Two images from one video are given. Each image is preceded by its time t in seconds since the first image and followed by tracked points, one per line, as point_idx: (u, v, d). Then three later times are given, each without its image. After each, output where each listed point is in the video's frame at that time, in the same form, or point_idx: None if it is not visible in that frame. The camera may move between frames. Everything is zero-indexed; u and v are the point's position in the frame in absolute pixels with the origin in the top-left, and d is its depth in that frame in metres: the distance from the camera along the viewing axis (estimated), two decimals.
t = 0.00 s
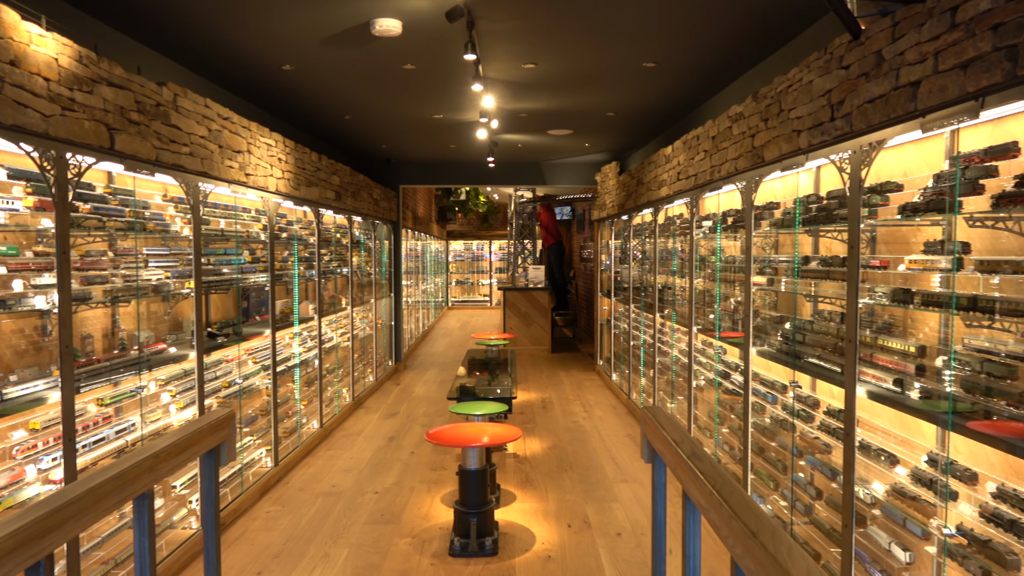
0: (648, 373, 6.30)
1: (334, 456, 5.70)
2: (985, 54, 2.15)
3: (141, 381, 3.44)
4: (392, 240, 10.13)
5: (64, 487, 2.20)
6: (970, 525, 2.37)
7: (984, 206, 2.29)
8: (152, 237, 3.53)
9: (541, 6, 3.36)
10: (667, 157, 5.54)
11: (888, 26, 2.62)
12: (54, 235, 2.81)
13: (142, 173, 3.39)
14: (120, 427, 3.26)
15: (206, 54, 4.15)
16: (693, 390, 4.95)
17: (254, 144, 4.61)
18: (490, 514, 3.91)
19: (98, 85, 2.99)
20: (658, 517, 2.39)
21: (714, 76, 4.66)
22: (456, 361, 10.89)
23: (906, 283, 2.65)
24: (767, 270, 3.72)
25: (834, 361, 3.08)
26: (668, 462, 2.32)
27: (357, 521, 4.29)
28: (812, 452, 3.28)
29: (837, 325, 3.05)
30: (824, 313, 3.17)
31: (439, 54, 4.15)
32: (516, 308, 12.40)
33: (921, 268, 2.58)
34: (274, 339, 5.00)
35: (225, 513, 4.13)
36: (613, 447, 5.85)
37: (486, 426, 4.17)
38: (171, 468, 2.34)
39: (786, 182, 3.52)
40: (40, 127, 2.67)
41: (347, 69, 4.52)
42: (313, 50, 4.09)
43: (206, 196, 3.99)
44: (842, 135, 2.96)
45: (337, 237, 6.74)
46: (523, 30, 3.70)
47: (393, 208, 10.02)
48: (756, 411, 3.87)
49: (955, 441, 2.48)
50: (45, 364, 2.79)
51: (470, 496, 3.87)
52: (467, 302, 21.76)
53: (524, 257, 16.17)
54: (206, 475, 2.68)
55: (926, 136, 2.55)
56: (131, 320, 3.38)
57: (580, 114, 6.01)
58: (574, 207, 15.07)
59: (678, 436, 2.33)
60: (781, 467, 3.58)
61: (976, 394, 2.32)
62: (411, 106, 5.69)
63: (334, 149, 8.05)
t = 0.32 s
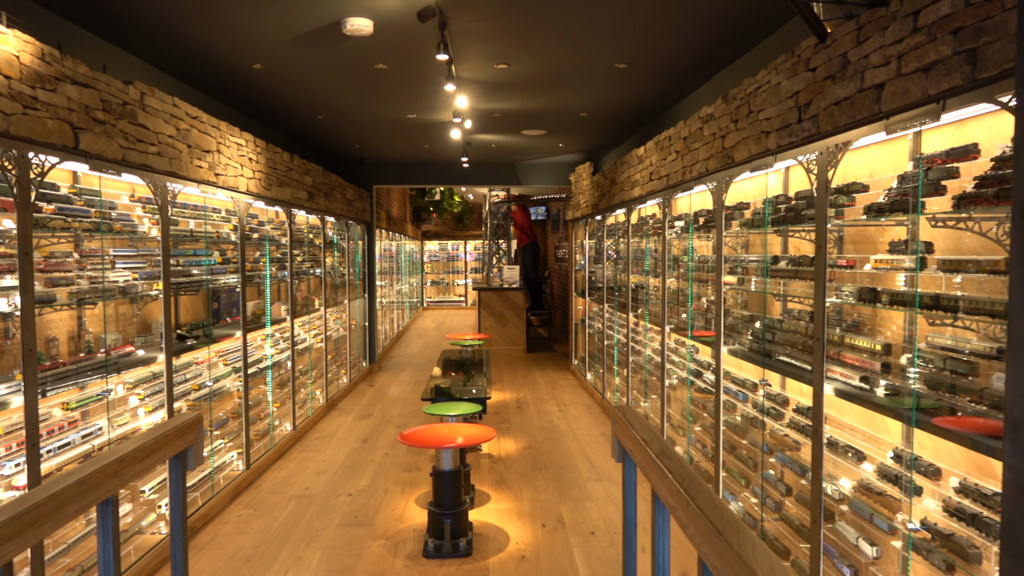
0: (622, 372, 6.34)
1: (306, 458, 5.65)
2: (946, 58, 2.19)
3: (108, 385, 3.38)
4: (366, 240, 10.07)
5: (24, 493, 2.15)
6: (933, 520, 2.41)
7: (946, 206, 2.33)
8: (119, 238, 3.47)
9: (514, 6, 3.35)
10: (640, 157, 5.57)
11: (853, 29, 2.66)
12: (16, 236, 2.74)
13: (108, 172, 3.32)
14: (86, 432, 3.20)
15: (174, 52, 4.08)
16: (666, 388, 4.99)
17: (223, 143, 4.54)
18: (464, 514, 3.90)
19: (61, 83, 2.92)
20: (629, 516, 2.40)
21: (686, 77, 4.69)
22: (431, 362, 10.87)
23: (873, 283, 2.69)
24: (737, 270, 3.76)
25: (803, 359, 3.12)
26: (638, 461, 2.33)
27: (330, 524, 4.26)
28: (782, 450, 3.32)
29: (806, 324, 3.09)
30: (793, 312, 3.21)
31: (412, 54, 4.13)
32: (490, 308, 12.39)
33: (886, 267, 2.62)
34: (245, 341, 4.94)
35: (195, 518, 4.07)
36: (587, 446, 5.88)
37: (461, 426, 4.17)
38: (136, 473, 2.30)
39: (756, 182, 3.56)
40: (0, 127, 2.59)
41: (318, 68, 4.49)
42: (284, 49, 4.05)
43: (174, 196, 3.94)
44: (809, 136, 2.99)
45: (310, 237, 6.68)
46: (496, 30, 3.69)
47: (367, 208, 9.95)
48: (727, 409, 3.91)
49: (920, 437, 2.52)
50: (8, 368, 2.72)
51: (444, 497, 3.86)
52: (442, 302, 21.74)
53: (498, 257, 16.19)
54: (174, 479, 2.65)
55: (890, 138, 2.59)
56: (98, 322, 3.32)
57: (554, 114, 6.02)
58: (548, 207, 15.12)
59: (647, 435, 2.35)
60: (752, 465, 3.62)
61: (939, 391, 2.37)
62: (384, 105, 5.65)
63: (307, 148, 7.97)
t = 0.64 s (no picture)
0: (597, 372, 6.37)
1: (279, 458, 5.60)
2: (914, 63, 2.23)
3: (75, 384, 3.31)
4: (341, 239, 10.00)
5: None
6: (899, 517, 2.45)
7: (913, 209, 2.37)
8: (88, 235, 3.40)
9: (489, 6, 3.35)
10: (615, 158, 5.60)
11: (824, 34, 2.69)
12: None
13: (76, 167, 3.25)
14: (52, 432, 3.13)
15: (146, 46, 4.01)
16: (640, 388, 5.02)
17: (195, 139, 4.48)
18: (438, 514, 3.89)
19: (27, 76, 2.84)
20: (600, 514, 2.41)
21: (661, 79, 4.74)
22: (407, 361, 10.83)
23: (843, 284, 2.73)
24: (711, 270, 3.80)
25: (774, 359, 3.15)
26: (609, 460, 2.34)
27: (303, 525, 4.22)
28: (754, 449, 3.35)
29: (778, 325, 3.13)
30: (765, 313, 3.25)
31: (389, 51, 4.10)
32: (466, 308, 12.37)
33: (856, 269, 2.66)
34: (217, 339, 4.87)
35: (165, 519, 4.01)
36: (562, 445, 5.89)
37: (436, 426, 4.16)
38: (100, 474, 2.25)
39: (729, 184, 3.59)
40: None
41: (293, 65, 4.44)
42: (258, 45, 4.00)
43: (144, 192, 3.87)
44: (781, 139, 3.03)
45: (284, 236, 6.61)
46: (474, 29, 3.68)
47: (342, 206, 9.89)
48: (700, 409, 3.95)
49: (888, 437, 2.57)
50: None
51: (418, 497, 3.85)
52: (418, 302, 21.73)
53: (475, 257, 16.19)
54: (140, 480, 2.61)
55: (861, 142, 2.63)
56: (65, 321, 3.25)
57: (531, 115, 6.03)
58: (525, 207, 15.17)
59: (619, 434, 2.35)
60: (724, 464, 3.65)
61: (907, 391, 2.40)
62: (360, 103, 5.61)
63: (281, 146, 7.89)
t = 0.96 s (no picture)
0: (572, 370, 6.39)
1: (252, 460, 5.54)
2: (879, 63, 2.25)
3: (41, 387, 3.24)
4: (315, 239, 9.92)
5: None
6: (867, 512, 2.48)
7: (880, 207, 2.40)
8: (53, 234, 3.33)
9: (461, 4, 3.34)
10: (590, 157, 5.62)
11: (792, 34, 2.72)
12: None
13: (40, 166, 3.19)
14: (17, 436, 3.07)
15: (113, 41, 3.94)
16: (614, 386, 5.04)
17: (164, 137, 4.41)
18: (413, 515, 3.88)
19: None
20: (572, 512, 2.42)
21: (634, 79, 4.77)
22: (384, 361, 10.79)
23: (812, 282, 2.76)
24: (684, 269, 3.82)
25: (746, 357, 3.19)
26: (580, 458, 2.35)
27: (275, 527, 4.17)
28: (726, 446, 3.38)
29: (749, 322, 3.16)
30: (737, 310, 3.28)
31: (360, 49, 4.08)
32: (443, 308, 12.34)
33: (824, 267, 2.69)
34: (187, 341, 4.80)
35: (133, 524, 3.94)
36: (537, 444, 5.91)
37: (410, 426, 4.14)
38: (63, 477, 2.21)
39: (701, 183, 3.62)
40: None
41: (265, 62, 4.40)
42: (229, 41, 3.95)
43: (112, 191, 3.81)
44: (752, 138, 3.06)
45: (257, 235, 6.54)
46: (447, 27, 3.67)
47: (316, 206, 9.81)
48: (673, 406, 3.97)
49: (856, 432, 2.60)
50: None
51: (392, 498, 3.83)
52: (394, 302, 21.71)
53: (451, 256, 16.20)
54: (105, 482, 2.57)
55: (829, 141, 2.66)
56: (29, 322, 3.18)
57: (505, 114, 6.04)
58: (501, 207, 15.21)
59: (590, 432, 2.36)
60: (697, 461, 3.68)
61: (876, 387, 2.43)
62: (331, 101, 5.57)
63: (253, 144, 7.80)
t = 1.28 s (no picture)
0: (548, 370, 6.41)
1: (225, 461, 5.48)
2: (849, 67, 2.29)
3: (6, 387, 3.16)
4: (291, 237, 9.84)
5: None
6: (836, 509, 2.52)
7: (850, 210, 2.44)
8: (20, 232, 3.26)
9: (437, 3, 3.34)
10: (566, 157, 5.64)
11: (765, 38, 2.76)
12: None
13: (6, 162, 3.12)
14: None
15: (83, 35, 3.87)
16: (590, 386, 5.07)
17: (135, 134, 4.34)
18: (387, 515, 3.86)
19: None
20: (546, 512, 2.42)
21: (610, 81, 4.80)
22: (360, 361, 10.74)
23: (784, 282, 2.79)
24: (659, 270, 3.85)
25: (719, 357, 3.22)
26: (553, 457, 2.36)
27: (248, 529, 4.13)
28: (699, 445, 3.41)
29: (722, 322, 3.19)
30: (711, 311, 3.31)
31: (335, 47, 4.05)
32: (419, 307, 12.30)
33: (795, 268, 2.72)
34: (158, 341, 4.73)
35: (103, 527, 3.88)
36: (513, 444, 5.91)
37: (386, 426, 4.12)
38: (26, 480, 2.15)
39: (676, 184, 3.65)
40: None
41: (238, 59, 4.34)
42: (201, 37, 3.90)
43: (81, 188, 3.74)
44: (725, 140, 3.09)
45: (230, 234, 6.46)
46: (424, 26, 3.66)
47: (292, 204, 9.73)
48: (648, 406, 4.00)
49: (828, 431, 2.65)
50: None
51: (366, 499, 3.81)
52: (370, 301, 21.72)
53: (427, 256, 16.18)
54: (71, 485, 2.52)
55: (800, 143, 2.68)
56: None
57: (482, 114, 6.04)
58: (479, 207, 15.23)
59: (564, 432, 2.37)
60: (671, 460, 3.70)
61: (846, 386, 2.46)
62: (308, 99, 5.52)
63: (227, 142, 7.71)
